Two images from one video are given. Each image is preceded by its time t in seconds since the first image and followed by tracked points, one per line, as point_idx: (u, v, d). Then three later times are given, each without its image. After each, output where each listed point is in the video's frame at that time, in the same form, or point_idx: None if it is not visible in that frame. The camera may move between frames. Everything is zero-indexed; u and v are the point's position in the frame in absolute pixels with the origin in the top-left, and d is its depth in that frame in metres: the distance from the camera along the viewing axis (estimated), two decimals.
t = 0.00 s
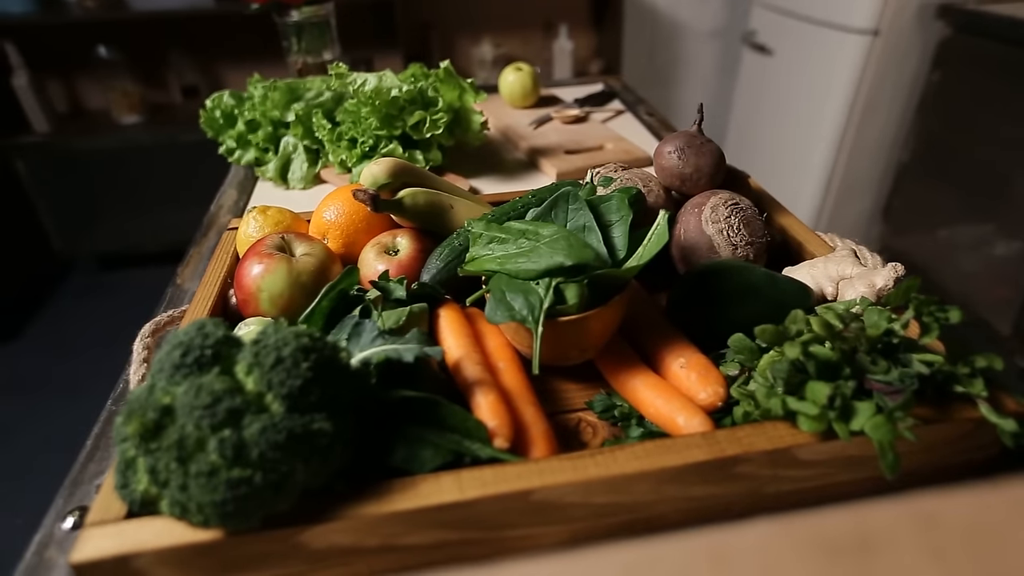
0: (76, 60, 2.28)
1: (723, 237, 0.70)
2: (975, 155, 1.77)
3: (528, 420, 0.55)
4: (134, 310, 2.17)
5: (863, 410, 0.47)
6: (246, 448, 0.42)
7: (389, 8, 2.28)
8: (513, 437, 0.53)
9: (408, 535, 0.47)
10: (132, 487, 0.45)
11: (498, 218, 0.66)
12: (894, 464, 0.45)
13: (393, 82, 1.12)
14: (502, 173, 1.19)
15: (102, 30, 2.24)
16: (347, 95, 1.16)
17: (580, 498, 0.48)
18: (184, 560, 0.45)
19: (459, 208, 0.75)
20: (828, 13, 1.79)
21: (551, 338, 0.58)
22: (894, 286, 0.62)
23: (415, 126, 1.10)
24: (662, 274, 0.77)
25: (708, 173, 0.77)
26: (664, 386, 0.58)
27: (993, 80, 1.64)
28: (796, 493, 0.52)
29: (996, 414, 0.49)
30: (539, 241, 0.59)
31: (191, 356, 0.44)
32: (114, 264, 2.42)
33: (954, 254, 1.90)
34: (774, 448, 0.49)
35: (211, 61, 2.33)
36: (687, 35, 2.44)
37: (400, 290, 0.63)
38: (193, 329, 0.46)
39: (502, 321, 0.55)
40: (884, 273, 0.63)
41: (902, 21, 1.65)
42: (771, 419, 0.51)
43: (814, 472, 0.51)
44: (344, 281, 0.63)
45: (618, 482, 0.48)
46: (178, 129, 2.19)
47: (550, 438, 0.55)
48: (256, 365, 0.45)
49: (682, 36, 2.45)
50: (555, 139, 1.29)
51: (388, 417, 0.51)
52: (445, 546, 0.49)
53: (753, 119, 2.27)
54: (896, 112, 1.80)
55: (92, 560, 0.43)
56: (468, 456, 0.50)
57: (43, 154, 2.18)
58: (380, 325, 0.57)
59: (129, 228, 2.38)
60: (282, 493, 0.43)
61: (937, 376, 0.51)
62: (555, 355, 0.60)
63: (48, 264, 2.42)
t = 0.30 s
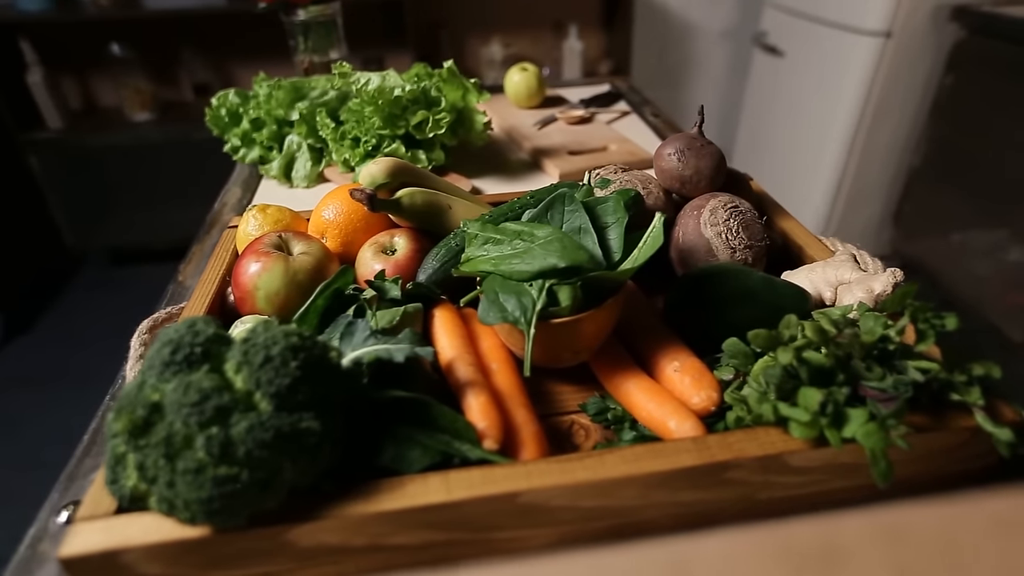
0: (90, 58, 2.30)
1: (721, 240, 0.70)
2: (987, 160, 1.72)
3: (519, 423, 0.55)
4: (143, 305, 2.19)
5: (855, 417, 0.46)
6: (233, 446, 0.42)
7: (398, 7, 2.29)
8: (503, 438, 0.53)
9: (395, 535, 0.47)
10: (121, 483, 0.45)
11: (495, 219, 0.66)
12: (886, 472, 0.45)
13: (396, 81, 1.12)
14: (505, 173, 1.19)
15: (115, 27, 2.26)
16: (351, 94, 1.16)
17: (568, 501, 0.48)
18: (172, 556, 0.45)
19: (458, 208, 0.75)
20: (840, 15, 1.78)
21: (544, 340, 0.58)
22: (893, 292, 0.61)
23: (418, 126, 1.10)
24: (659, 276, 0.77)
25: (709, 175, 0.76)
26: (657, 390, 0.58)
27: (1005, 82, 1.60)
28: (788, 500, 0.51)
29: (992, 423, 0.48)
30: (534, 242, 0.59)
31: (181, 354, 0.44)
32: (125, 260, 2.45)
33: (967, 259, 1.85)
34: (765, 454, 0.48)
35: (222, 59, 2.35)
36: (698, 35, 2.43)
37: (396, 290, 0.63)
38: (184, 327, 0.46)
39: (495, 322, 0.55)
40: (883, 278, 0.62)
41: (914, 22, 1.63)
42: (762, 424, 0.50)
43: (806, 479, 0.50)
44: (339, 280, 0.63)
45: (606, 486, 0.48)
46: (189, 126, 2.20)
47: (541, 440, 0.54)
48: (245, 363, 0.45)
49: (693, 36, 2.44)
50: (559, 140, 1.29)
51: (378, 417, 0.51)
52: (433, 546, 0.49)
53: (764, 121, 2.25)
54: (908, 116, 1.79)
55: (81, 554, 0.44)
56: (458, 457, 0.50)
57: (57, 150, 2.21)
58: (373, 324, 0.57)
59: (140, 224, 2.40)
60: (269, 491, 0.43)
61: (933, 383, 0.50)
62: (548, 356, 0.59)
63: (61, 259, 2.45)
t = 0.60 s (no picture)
0: (105, 54, 2.33)
1: (719, 243, 0.69)
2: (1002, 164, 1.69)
3: (508, 424, 0.54)
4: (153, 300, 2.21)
5: (845, 425, 0.46)
6: (218, 443, 0.42)
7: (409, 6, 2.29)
8: (492, 440, 0.53)
9: (380, 535, 0.47)
10: (109, 478, 0.46)
11: (491, 220, 0.66)
12: (876, 482, 0.44)
13: (399, 81, 1.12)
14: (508, 173, 1.19)
15: (130, 25, 2.29)
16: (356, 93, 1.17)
17: (554, 504, 0.48)
18: (158, 552, 0.45)
19: (456, 208, 0.75)
20: (854, 17, 1.76)
21: (535, 342, 0.58)
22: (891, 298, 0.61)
23: (421, 125, 1.11)
24: (656, 279, 0.76)
25: (709, 178, 0.76)
26: (649, 394, 0.57)
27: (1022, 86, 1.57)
28: (778, 507, 0.51)
29: (987, 433, 0.47)
30: (527, 244, 0.58)
31: (168, 351, 0.44)
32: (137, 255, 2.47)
33: (980, 265, 1.81)
34: (754, 461, 0.48)
35: (235, 56, 2.37)
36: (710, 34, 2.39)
37: (390, 289, 0.63)
38: (172, 324, 0.46)
39: (485, 323, 0.55)
40: (881, 284, 0.61)
41: (931, 24, 1.62)
42: (752, 431, 0.50)
43: (796, 486, 0.49)
44: (333, 279, 0.63)
45: (592, 490, 0.47)
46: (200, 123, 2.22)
47: (530, 442, 0.54)
48: (232, 361, 0.45)
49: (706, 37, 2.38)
50: (564, 140, 1.28)
51: (366, 417, 0.51)
52: (418, 547, 0.49)
53: (776, 123, 2.24)
54: (922, 118, 1.77)
55: (68, 548, 0.44)
56: (445, 458, 0.50)
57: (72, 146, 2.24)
58: (365, 323, 0.57)
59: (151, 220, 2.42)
60: (253, 489, 0.43)
61: (927, 392, 0.49)
62: (540, 358, 0.59)
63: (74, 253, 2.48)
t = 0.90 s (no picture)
0: (120, 52, 2.35)
1: (717, 247, 0.69)
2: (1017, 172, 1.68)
3: (497, 426, 0.54)
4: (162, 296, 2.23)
5: (835, 433, 0.45)
6: (204, 440, 0.43)
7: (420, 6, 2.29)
8: (479, 442, 0.53)
9: (364, 535, 0.47)
10: (98, 473, 0.46)
11: (486, 221, 0.66)
12: (866, 491, 0.44)
13: (403, 81, 1.13)
14: (512, 174, 1.19)
15: (145, 23, 2.31)
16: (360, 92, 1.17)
17: (540, 508, 0.48)
18: (145, 547, 0.46)
19: (453, 208, 0.75)
20: (868, 19, 1.74)
21: (527, 344, 0.57)
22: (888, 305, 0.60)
23: (425, 126, 1.11)
24: (653, 283, 0.76)
25: (708, 181, 0.75)
26: (640, 398, 0.57)
27: None
28: (767, 514, 0.50)
29: (980, 444, 0.46)
30: (520, 245, 0.58)
31: (157, 348, 0.45)
32: (150, 251, 2.49)
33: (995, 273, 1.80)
34: (742, 468, 0.47)
35: (248, 55, 2.38)
36: (723, 36, 2.38)
37: (384, 289, 0.63)
38: (162, 321, 0.46)
39: (477, 324, 0.55)
40: (878, 290, 0.60)
41: (946, 27, 1.59)
42: (742, 437, 0.49)
43: (786, 494, 0.49)
44: (328, 278, 0.63)
45: (577, 494, 0.47)
46: (212, 121, 2.24)
47: (519, 444, 0.54)
48: (220, 359, 0.45)
49: (718, 38, 2.38)
50: (568, 141, 1.28)
51: (355, 416, 0.51)
52: (404, 548, 0.49)
53: (788, 126, 2.22)
54: (936, 122, 1.74)
55: (56, 542, 0.44)
56: (432, 459, 0.50)
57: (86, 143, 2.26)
58: (357, 323, 0.57)
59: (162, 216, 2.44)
60: (238, 487, 0.44)
61: (920, 401, 0.48)
62: (532, 360, 0.59)
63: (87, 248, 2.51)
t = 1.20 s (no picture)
0: (139, 48, 2.38)
1: (714, 252, 0.68)
2: None
3: (484, 429, 0.54)
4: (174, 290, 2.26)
5: (821, 443, 0.45)
6: (186, 437, 0.43)
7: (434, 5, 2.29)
8: (464, 444, 0.52)
9: (346, 534, 0.47)
10: (84, 466, 0.46)
11: (481, 222, 0.66)
12: (851, 503, 0.43)
13: (408, 80, 1.13)
14: (516, 174, 1.18)
15: (164, 21, 2.33)
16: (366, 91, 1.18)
17: (522, 512, 0.47)
18: (129, 541, 0.46)
19: (451, 208, 0.75)
20: (887, 21, 1.72)
21: (515, 347, 0.57)
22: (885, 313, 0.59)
23: (429, 125, 1.11)
24: (650, 287, 0.76)
25: (708, 185, 0.74)
26: (629, 403, 0.57)
27: None
28: (753, 524, 0.50)
29: (972, 458, 0.46)
30: (512, 247, 0.58)
31: (143, 344, 0.45)
32: (164, 246, 2.52)
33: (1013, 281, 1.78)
34: (727, 477, 0.47)
35: (264, 52, 2.40)
36: (739, 38, 2.36)
37: (377, 289, 0.63)
38: (149, 317, 0.47)
39: (465, 326, 0.55)
40: (875, 299, 0.59)
41: (967, 30, 1.57)
42: (728, 445, 0.49)
43: (772, 504, 0.48)
44: (320, 276, 0.63)
45: (560, 498, 0.47)
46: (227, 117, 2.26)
47: (505, 447, 0.54)
48: (205, 355, 0.46)
49: (734, 40, 2.36)
50: (574, 142, 1.28)
51: (341, 416, 0.51)
52: (386, 548, 0.49)
53: (803, 130, 2.19)
54: (955, 127, 1.71)
55: (42, 533, 0.45)
56: (417, 459, 0.50)
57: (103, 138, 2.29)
58: (347, 323, 0.58)
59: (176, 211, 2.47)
60: (220, 483, 0.44)
61: (911, 413, 0.48)
62: (521, 362, 0.59)
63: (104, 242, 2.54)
